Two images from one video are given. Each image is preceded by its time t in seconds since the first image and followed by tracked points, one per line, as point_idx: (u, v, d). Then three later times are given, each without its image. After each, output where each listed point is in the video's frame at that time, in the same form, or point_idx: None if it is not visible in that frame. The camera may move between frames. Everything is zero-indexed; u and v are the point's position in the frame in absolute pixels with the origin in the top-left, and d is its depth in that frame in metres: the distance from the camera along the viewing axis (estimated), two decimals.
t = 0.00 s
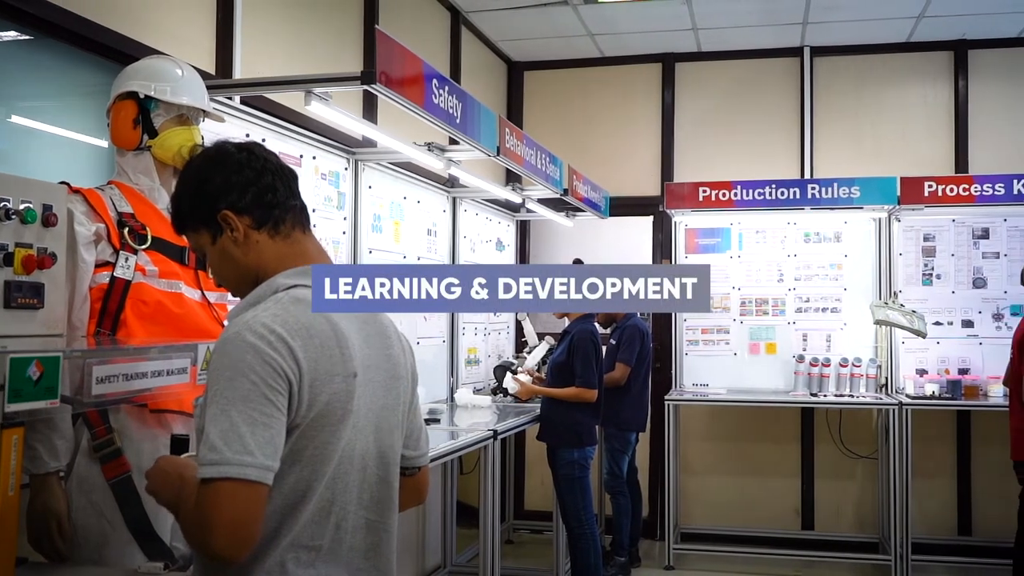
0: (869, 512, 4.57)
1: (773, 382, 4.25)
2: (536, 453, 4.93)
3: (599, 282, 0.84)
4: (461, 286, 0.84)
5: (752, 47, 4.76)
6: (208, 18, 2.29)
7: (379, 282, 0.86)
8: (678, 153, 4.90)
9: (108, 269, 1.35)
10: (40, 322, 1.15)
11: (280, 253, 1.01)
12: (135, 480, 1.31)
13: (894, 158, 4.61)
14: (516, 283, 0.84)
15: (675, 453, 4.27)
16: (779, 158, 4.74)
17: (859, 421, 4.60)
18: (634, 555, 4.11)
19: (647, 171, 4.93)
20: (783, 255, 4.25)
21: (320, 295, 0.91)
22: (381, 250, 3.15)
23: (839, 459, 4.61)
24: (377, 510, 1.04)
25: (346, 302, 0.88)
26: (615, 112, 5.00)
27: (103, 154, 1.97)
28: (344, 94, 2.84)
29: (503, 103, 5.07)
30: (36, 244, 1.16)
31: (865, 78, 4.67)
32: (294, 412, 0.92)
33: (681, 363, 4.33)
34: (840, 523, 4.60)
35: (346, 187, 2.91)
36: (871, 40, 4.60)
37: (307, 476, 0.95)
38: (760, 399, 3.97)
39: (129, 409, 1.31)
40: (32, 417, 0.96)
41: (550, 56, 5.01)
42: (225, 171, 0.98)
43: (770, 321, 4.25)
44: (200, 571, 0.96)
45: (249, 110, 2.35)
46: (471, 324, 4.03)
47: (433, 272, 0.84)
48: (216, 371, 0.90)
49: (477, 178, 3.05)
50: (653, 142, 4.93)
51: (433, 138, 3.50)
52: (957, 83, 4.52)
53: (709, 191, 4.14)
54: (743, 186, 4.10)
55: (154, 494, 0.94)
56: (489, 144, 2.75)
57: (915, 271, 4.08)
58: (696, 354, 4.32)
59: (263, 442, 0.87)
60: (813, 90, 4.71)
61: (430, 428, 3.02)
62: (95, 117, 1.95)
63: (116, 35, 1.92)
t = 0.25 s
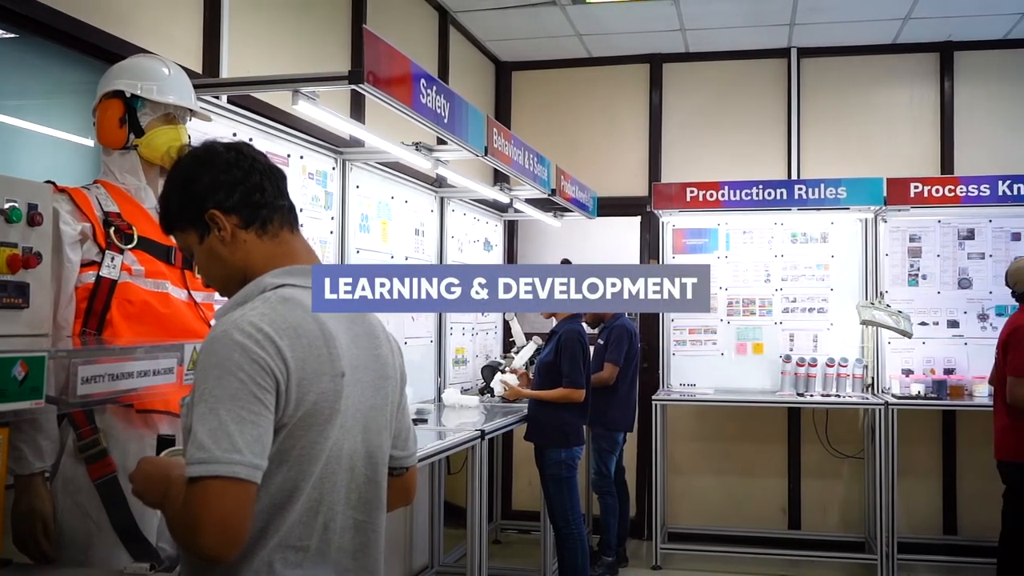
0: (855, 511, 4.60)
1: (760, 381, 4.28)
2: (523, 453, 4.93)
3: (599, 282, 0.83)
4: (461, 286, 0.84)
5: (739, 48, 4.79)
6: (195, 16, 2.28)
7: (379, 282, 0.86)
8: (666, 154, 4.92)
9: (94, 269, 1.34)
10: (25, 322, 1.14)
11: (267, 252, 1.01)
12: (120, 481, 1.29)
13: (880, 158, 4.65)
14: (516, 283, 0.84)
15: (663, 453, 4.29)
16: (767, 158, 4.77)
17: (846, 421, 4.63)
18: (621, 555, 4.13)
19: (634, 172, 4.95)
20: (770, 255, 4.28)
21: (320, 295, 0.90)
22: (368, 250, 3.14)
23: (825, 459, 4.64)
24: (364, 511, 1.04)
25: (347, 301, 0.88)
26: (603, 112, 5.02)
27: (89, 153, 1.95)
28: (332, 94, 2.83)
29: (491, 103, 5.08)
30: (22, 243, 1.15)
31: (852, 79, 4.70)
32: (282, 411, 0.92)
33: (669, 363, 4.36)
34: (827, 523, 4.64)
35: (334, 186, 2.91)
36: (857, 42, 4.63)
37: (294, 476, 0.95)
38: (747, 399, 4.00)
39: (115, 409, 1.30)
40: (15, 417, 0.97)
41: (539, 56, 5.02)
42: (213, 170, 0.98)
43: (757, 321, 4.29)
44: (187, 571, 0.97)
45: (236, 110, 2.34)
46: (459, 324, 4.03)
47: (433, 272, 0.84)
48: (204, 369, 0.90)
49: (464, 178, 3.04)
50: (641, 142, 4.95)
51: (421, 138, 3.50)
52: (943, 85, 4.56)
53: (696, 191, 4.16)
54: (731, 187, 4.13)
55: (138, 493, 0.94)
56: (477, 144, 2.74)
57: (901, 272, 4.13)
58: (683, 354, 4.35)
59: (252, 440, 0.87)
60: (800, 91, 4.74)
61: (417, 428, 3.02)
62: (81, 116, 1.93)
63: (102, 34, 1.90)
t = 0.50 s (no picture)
0: (840, 511, 4.64)
1: (746, 381, 4.31)
2: (510, 453, 4.94)
3: (599, 282, 0.85)
4: (462, 286, 0.86)
5: (725, 49, 4.82)
6: (181, 14, 2.26)
7: (379, 282, 0.87)
8: (652, 154, 4.94)
9: (78, 269, 1.33)
10: (8, 322, 1.13)
11: (254, 252, 1.01)
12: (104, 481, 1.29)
13: (865, 159, 4.69)
14: (516, 283, 0.86)
15: (649, 453, 4.31)
16: (752, 159, 4.80)
17: (831, 421, 4.67)
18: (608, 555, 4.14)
19: (621, 172, 4.97)
20: (756, 256, 4.32)
21: (320, 295, 0.92)
22: (354, 250, 3.13)
23: (810, 459, 4.68)
24: (351, 510, 1.04)
25: (348, 301, 0.90)
26: (590, 112, 5.04)
27: (74, 152, 1.94)
28: (318, 94, 2.82)
29: (477, 103, 5.08)
30: (5, 242, 1.13)
31: (838, 81, 4.74)
32: (269, 411, 0.92)
33: (655, 363, 4.39)
34: (812, 522, 4.67)
35: (320, 186, 2.90)
36: (842, 43, 4.67)
37: (281, 476, 0.95)
38: (733, 399, 4.03)
39: (99, 410, 1.29)
40: None
41: (525, 55, 5.02)
42: (199, 170, 0.98)
43: (743, 322, 4.32)
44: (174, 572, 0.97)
45: (222, 109, 2.33)
46: (445, 325, 4.03)
47: (434, 272, 0.86)
48: (191, 369, 0.89)
49: (451, 178, 3.04)
50: (627, 143, 4.97)
51: (408, 137, 3.50)
52: (928, 86, 4.61)
53: (683, 192, 4.19)
54: (716, 187, 4.15)
55: (123, 493, 0.94)
56: (463, 144, 2.75)
57: (885, 272, 4.20)
58: (669, 354, 4.38)
59: (239, 440, 0.87)
60: (786, 92, 4.78)
61: (403, 428, 3.01)
62: (65, 115, 1.91)
63: (87, 32, 1.89)
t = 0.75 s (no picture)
0: (824, 511, 4.68)
1: (731, 382, 4.35)
2: (495, 454, 4.94)
3: (600, 283, 0.90)
4: (461, 286, 0.90)
5: (711, 50, 4.85)
6: (165, 13, 2.25)
7: (380, 282, 0.91)
8: (637, 155, 4.97)
9: (61, 268, 1.33)
10: None
11: (238, 251, 1.01)
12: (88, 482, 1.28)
13: (850, 160, 4.72)
14: (516, 283, 0.90)
15: (634, 452, 4.34)
16: (737, 160, 4.83)
17: (815, 421, 4.70)
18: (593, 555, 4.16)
19: (606, 173, 4.99)
20: (741, 256, 4.35)
21: (319, 295, 0.96)
22: (340, 250, 3.12)
23: (795, 458, 4.71)
24: (337, 510, 1.05)
25: (348, 301, 0.93)
26: (576, 113, 5.05)
27: (57, 151, 1.92)
28: (304, 93, 2.81)
29: (463, 103, 5.08)
30: None
31: (822, 82, 4.77)
32: (254, 411, 0.92)
33: (640, 363, 4.42)
34: (796, 521, 4.71)
35: (305, 185, 2.89)
36: (827, 44, 4.70)
37: (266, 476, 0.95)
38: (716, 400, 4.06)
39: (83, 411, 1.28)
40: None
41: (511, 55, 5.03)
42: (183, 169, 0.98)
43: (728, 322, 4.35)
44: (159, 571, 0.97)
45: (206, 108, 2.31)
46: (431, 325, 4.02)
47: (434, 273, 0.90)
48: (175, 369, 0.89)
49: (437, 178, 3.04)
50: (613, 143, 4.99)
51: (393, 137, 3.49)
52: (911, 87, 4.64)
53: (668, 192, 4.21)
54: (701, 188, 4.18)
55: (108, 494, 0.94)
56: (449, 144, 2.75)
57: (870, 273, 4.24)
58: (654, 355, 4.42)
59: (224, 440, 0.87)
60: (770, 93, 4.81)
61: (389, 428, 3.01)
62: (48, 114, 1.90)
63: (71, 31, 1.87)
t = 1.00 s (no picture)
0: (809, 511, 4.71)
1: (716, 382, 4.38)
2: (481, 454, 4.94)
3: (599, 283, 0.99)
4: (461, 287, 1.01)
5: (696, 50, 4.87)
6: (149, 11, 2.23)
7: (380, 282, 1.02)
8: (623, 155, 4.99)
9: (44, 268, 1.31)
10: None
11: (224, 251, 1.01)
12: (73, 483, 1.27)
13: (835, 160, 4.75)
14: (516, 284, 1.01)
15: (619, 453, 4.35)
16: (722, 161, 4.86)
17: (799, 421, 4.74)
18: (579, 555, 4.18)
19: (592, 173, 5.01)
20: (726, 256, 4.39)
21: (320, 295, 1.03)
22: (325, 250, 3.11)
23: (780, 458, 4.74)
24: (323, 511, 1.05)
25: (348, 302, 1.02)
26: (561, 113, 5.07)
27: (41, 150, 1.90)
28: (289, 92, 2.80)
29: (449, 103, 5.08)
30: None
31: (807, 83, 4.80)
32: (240, 411, 0.92)
33: (626, 363, 4.46)
34: (781, 521, 4.74)
35: (290, 185, 2.88)
36: (812, 45, 4.73)
37: (251, 477, 0.95)
38: (701, 399, 4.08)
39: (66, 410, 1.25)
40: None
41: (497, 55, 5.03)
42: (168, 168, 0.97)
43: (713, 322, 4.39)
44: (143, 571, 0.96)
45: (191, 107, 2.30)
46: (417, 324, 4.02)
47: (435, 274, 1.00)
48: (160, 370, 0.89)
49: (423, 178, 3.04)
50: (599, 144, 5.01)
51: (378, 137, 3.48)
52: (896, 88, 4.68)
53: (654, 192, 4.24)
54: (687, 188, 4.20)
55: (96, 495, 0.94)
56: (435, 143, 2.74)
57: (854, 273, 4.27)
58: (640, 355, 4.45)
59: (211, 440, 0.87)
60: (756, 94, 4.83)
61: (374, 428, 3.01)
62: (31, 112, 1.87)
63: (54, 28, 1.85)
